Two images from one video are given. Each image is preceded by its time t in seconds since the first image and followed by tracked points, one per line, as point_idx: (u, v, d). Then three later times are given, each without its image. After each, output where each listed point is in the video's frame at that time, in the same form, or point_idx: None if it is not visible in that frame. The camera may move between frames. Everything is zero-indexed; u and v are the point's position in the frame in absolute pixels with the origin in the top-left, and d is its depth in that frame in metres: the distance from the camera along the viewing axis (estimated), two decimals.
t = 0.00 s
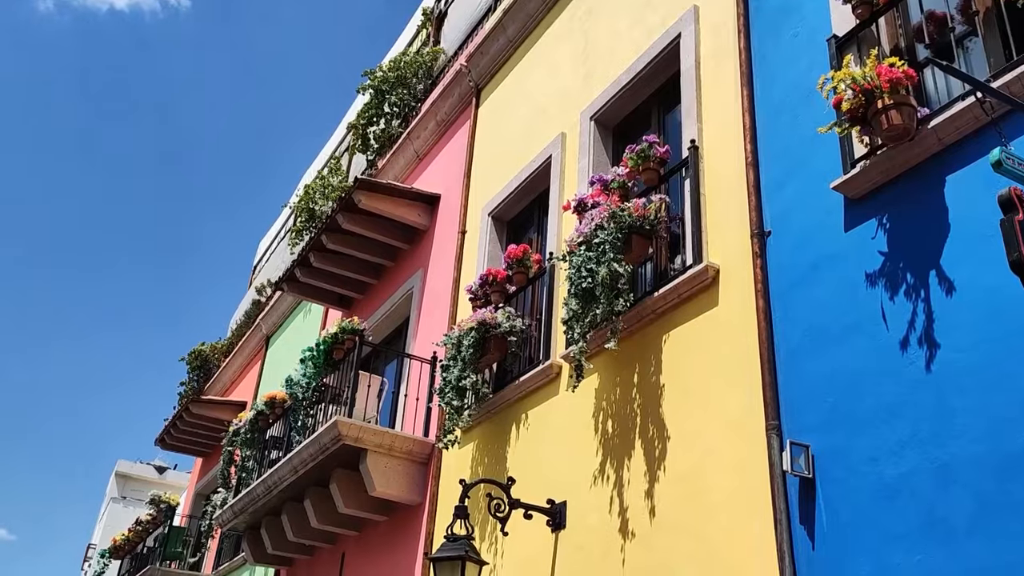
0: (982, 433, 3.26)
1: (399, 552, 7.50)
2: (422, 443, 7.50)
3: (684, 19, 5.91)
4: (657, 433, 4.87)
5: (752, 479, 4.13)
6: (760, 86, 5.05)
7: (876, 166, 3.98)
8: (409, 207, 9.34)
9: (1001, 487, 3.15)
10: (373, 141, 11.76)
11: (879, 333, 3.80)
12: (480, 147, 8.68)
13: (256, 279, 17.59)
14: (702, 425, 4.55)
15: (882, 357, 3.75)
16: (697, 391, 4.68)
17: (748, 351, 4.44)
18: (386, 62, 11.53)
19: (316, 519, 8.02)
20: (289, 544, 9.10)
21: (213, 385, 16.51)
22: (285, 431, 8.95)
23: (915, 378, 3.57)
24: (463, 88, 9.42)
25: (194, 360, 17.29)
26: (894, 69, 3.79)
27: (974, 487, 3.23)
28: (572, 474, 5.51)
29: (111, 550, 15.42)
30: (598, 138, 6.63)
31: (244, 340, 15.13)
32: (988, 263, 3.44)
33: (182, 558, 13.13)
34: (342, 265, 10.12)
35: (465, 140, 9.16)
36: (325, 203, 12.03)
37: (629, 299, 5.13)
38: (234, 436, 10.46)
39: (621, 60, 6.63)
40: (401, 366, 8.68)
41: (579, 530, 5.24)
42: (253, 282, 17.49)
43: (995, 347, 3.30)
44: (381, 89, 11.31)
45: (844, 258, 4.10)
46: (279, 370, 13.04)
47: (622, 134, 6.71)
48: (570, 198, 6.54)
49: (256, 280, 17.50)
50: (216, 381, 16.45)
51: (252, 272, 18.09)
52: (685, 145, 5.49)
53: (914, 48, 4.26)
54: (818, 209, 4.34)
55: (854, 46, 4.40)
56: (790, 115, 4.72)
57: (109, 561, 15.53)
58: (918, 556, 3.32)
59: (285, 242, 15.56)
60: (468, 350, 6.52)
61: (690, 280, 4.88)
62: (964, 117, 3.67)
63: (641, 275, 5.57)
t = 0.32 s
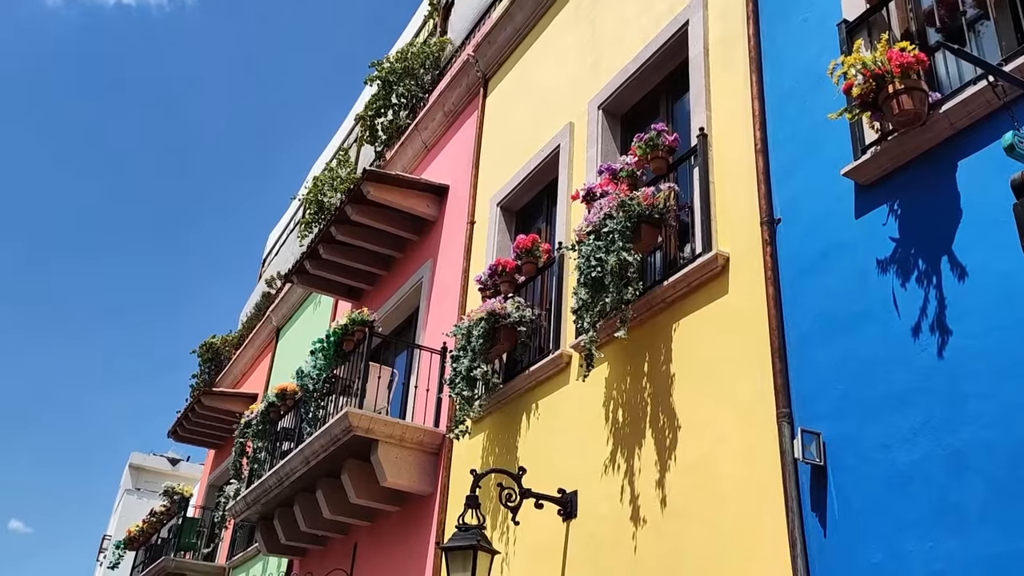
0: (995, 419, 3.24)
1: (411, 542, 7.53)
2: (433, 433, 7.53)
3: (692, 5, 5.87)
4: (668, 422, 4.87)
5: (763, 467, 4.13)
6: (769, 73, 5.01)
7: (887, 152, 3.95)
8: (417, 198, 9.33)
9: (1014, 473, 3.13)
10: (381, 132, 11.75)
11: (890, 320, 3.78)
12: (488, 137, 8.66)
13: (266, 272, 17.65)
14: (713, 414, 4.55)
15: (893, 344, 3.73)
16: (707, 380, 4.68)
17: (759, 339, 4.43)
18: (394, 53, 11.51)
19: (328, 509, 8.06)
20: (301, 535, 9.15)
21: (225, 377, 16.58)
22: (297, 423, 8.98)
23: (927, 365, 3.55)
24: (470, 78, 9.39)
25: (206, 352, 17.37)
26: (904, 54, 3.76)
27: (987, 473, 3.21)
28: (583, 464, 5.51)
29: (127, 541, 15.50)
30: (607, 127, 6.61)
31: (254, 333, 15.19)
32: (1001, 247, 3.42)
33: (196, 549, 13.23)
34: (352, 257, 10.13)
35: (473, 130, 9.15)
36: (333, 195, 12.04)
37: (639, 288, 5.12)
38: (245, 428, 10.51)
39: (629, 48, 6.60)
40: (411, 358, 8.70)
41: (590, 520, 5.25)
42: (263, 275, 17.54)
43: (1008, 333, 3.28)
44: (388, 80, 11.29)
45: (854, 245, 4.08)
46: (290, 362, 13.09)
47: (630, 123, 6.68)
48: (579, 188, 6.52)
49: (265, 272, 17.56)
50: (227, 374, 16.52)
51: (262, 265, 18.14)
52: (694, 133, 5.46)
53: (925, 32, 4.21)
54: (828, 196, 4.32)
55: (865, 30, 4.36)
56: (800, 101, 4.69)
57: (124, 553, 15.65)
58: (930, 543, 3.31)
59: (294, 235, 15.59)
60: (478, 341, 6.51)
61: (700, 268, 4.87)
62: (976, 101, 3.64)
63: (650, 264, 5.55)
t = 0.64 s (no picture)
0: (1006, 407, 3.23)
1: (423, 532, 7.57)
2: (442, 424, 7.56)
3: None
4: (678, 411, 4.87)
5: (773, 455, 4.13)
6: (777, 60, 4.99)
7: (897, 139, 3.93)
8: (425, 189, 9.33)
9: None
10: (388, 124, 11.75)
11: (901, 307, 3.77)
12: (496, 128, 8.65)
13: (275, 264, 17.71)
14: (723, 403, 4.55)
15: (903, 332, 3.72)
16: (716, 369, 4.67)
17: (769, 327, 4.42)
18: (400, 45, 11.50)
19: (339, 500, 8.10)
20: (314, 525, 9.20)
21: (235, 369, 16.65)
22: (307, 414, 9.02)
23: (937, 353, 3.54)
24: (478, 69, 9.37)
25: (216, 345, 17.46)
26: (914, 39, 3.73)
27: (997, 460, 3.21)
28: (593, 454, 5.52)
29: (140, 533, 15.59)
30: (614, 117, 6.59)
31: (264, 325, 15.25)
32: (1012, 234, 3.40)
33: (209, 540, 13.33)
34: (360, 248, 10.15)
35: (481, 121, 9.14)
36: (342, 187, 12.05)
37: (648, 278, 5.12)
38: (256, 421, 10.55)
39: (636, 37, 6.57)
40: (421, 349, 8.73)
41: (600, 509, 5.27)
42: (272, 267, 17.60)
43: (1020, 320, 3.27)
44: (395, 72, 11.29)
45: (864, 233, 4.07)
46: (300, 354, 13.14)
47: (637, 112, 6.66)
48: (586, 178, 6.52)
49: (275, 265, 17.62)
50: (237, 366, 16.60)
51: (271, 258, 18.21)
52: (702, 122, 5.45)
53: (935, 18, 4.16)
54: (838, 183, 4.30)
55: (875, 16, 4.35)
56: (809, 89, 4.67)
57: (139, 544, 15.77)
58: (941, 531, 3.31)
59: (303, 227, 15.62)
60: (487, 332, 6.50)
61: (709, 257, 4.86)
62: (987, 87, 3.61)
63: (659, 254, 5.54)
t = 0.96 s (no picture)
0: (1019, 393, 3.21)
1: (435, 521, 7.60)
2: (454, 414, 7.59)
3: None
4: (689, 398, 4.87)
5: (785, 442, 4.12)
6: (787, 45, 4.95)
7: (909, 124, 3.91)
8: (434, 179, 9.33)
9: None
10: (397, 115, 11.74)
11: (913, 294, 3.75)
12: (504, 117, 8.64)
13: (285, 256, 17.76)
14: (734, 390, 4.54)
15: (915, 318, 3.70)
16: (728, 356, 4.66)
17: (780, 315, 4.41)
18: (408, 35, 11.48)
19: (352, 490, 8.15)
20: (327, 515, 9.24)
21: (247, 360, 16.72)
22: (319, 405, 9.06)
23: (950, 339, 3.53)
24: (486, 58, 9.35)
25: (228, 337, 17.54)
26: (926, 23, 3.70)
27: (1010, 446, 3.19)
28: (604, 442, 5.53)
29: (156, 523, 15.65)
30: (623, 105, 6.57)
31: (276, 316, 15.31)
32: None
33: (224, 530, 13.43)
34: (371, 239, 10.16)
35: (489, 111, 9.13)
36: (351, 178, 12.06)
37: (659, 266, 5.10)
38: (268, 412, 10.60)
39: (645, 24, 6.54)
40: (432, 339, 8.75)
41: (612, 497, 5.28)
42: (283, 259, 17.66)
43: None
44: (403, 62, 11.27)
45: (876, 219, 4.04)
46: (311, 344, 13.18)
47: (646, 100, 6.64)
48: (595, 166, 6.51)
49: (285, 256, 17.68)
50: (249, 357, 16.67)
51: (282, 249, 18.26)
52: (711, 108, 5.42)
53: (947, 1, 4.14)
54: (849, 169, 4.28)
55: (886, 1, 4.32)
56: (819, 74, 4.64)
57: (155, 534, 15.89)
58: (954, 517, 3.31)
59: (313, 218, 15.65)
60: (498, 321, 6.51)
61: (719, 244, 4.85)
62: (999, 70, 3.59)
63: (668, 242, 5.53)
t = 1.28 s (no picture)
0: None
1: (447, 511, 7.64)
2: (465, 403, 7.61)
3: None
4: (700, 386, 4.87)
5: (796, 428, 4.12)
6: (797, 30, 4.92)
7: (921, 108, 3.88)
8: (443, 168, 9.33)
9: None
10: (406, 104, 11.73)
11: (925, 279, 3.73)
12: (513, 106, 8.63)
13: (295, 247, 17.81)
14: (746, 376, 4.53)
15: (928, 303, 3.69)
16: (739, 343, 4.66)
17: (790, 302, 4.40)
18: (416, 24, 11.44)
19: (364, 480, 8.19)
20: (340, 504, 9.30)
21: (259, 351, 16.80)
22: (331, 395, 9.10)
23: (963, 324, 3.51)
24: (494, 47, 9.33)
25: (240, 328, 17.63)
26: (937, 6, 3.66)
27: None
28: (615, 430, 5.54)
29: (170, 513, 15.78)
30: (632, 92, 6.55)
31: (287, 307, 15.36)
32: None
33: (238, 519, 13.53)
34: (381, 230, 10.17)
35: (498, 99, 9.11)
36: (360, 168, 12.07)
37: (668, 254, 5.10)
38: (280, 402, 10.65)
39: (654, 10, 6.50)
40: (442, 328, 8.77)
41: (623, 485, 5.29)
42: (293, 250, 17.71)
43: None
44: (411, 51, 11.26)
45: (887, 204, 4.02)
46: (322, 335, 13.23)
47: (656, 87, 6.61)
48: (605, 154, 6.49)
49: (295, 247, 17.72)
50: (261, 348, 16.75)
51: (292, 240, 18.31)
52: (721, 95, 5.40)
53: None
54: (860, 154, 4.25)
55: None
56: (829, 59, 4.61)
57: (170, 523, 16.03)
58: (966, 503, 3.30)
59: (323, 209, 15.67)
60: (508, 310, 6.51)
61: (730, 231, 4.84)
62: (1012, 53, 3.55)
63: (678, 230, 5.52)
